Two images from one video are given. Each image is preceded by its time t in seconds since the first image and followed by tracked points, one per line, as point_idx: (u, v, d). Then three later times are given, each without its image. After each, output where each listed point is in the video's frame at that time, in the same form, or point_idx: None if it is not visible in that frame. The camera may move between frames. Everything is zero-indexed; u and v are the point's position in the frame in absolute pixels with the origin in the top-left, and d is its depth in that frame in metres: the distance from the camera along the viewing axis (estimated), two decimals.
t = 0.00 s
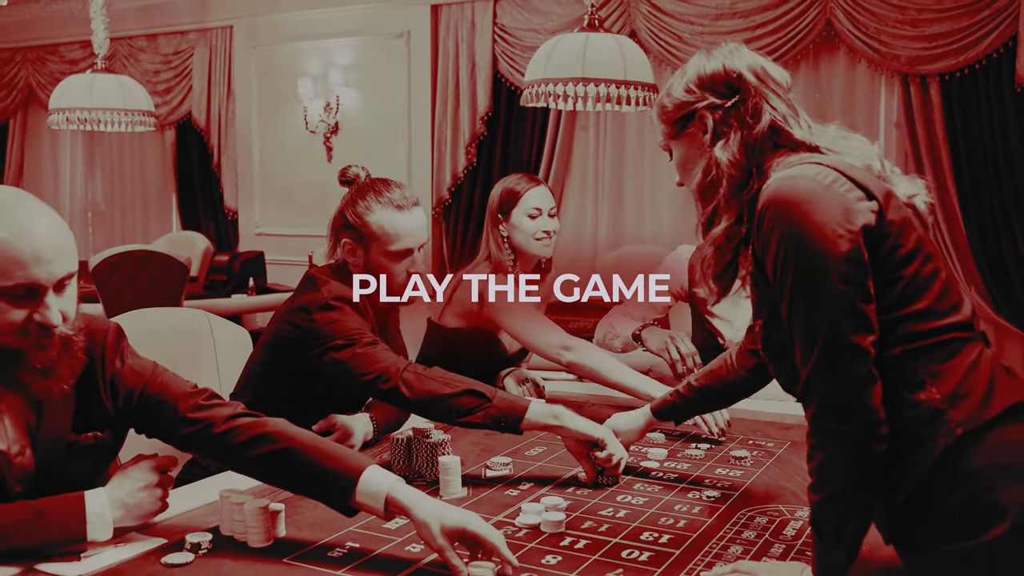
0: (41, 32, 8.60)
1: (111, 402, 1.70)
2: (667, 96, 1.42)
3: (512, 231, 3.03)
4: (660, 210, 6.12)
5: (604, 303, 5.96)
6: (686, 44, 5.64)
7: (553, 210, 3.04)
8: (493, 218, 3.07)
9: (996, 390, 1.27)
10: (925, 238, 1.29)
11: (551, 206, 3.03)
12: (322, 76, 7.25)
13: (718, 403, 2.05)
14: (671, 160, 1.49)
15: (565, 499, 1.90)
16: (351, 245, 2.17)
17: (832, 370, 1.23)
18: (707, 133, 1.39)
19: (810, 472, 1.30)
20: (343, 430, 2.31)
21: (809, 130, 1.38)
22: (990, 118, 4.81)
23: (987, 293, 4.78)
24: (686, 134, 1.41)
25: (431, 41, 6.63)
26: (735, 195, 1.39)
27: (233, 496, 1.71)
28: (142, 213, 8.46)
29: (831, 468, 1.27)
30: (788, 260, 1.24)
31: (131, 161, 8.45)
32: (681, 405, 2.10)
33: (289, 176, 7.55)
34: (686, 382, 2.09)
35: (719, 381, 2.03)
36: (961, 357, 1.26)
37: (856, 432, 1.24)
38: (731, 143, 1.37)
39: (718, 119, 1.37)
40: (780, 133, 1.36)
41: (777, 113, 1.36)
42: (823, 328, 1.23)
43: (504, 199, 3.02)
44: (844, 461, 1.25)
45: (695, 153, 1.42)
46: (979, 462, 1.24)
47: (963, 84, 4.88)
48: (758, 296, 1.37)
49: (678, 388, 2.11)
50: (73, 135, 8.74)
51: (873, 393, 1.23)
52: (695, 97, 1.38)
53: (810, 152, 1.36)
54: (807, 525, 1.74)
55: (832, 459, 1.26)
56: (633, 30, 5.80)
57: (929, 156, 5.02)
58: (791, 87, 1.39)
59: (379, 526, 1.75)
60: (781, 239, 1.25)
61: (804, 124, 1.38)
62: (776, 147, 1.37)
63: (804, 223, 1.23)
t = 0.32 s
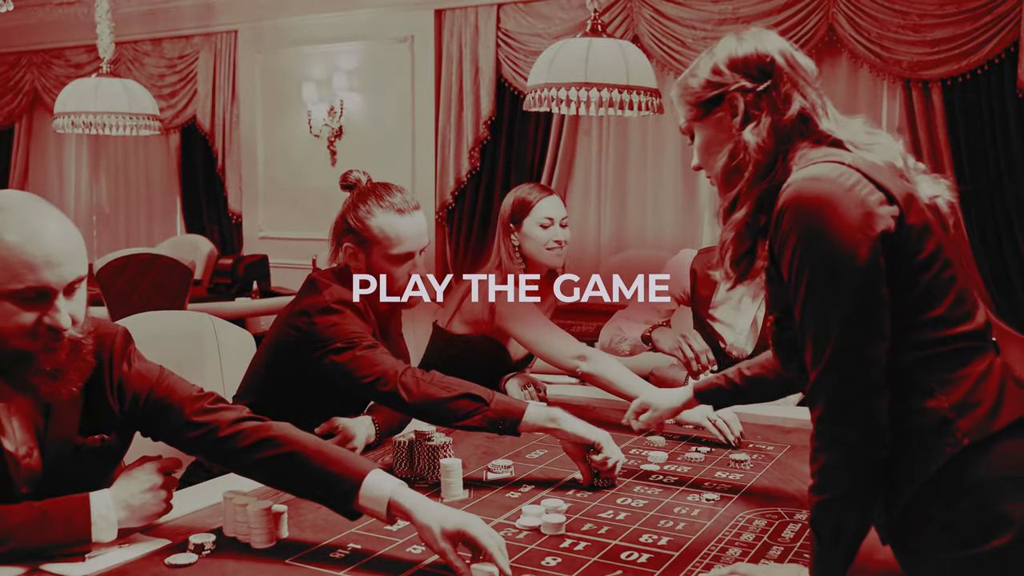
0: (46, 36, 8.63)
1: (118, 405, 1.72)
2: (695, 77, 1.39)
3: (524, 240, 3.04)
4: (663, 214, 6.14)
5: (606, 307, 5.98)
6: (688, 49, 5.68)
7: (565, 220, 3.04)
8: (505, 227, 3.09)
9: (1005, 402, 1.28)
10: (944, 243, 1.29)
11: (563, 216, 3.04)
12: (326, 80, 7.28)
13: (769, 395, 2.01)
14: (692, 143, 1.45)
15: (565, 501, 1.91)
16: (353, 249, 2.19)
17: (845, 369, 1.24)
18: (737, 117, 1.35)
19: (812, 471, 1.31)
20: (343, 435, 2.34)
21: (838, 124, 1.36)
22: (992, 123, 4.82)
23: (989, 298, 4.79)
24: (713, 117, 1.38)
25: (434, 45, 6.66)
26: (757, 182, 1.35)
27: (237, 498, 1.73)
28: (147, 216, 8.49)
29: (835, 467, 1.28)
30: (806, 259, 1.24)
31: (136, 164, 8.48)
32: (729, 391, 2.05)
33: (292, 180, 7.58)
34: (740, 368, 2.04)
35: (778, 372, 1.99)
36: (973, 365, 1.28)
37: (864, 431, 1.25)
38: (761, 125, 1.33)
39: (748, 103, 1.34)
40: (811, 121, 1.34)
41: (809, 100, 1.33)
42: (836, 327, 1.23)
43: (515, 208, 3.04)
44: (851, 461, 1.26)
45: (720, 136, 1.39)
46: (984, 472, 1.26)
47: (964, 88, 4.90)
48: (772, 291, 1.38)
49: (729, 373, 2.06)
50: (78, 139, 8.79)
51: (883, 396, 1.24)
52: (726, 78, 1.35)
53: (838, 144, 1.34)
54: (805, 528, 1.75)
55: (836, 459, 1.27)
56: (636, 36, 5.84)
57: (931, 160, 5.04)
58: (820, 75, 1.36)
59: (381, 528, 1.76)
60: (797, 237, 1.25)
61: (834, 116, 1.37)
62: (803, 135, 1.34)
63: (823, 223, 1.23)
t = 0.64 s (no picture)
0: (48, 37, 8.65)
1: (122, 405, 1.75)
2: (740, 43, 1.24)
3: (527, 245, 3.04)
4: (664, 216, 6.16)
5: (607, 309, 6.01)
6: (690, 52, 5.72)
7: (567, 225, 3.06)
8: (507, 232, 3.06)
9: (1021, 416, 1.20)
10: (977, 247, 1.19)
11: (566, 221, 3.05)
12: (328, 82, 7.31)
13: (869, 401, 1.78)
14: (732, 116, 1.28)
15: (564, 501, 1.93)
16: (355, 252, 2.23)
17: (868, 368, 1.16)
18: (788, 92, 1.20)
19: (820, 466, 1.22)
20: (348, 432, 2.34)
21: (888, 112, 1.24)
22: (992, 126, 4.84)
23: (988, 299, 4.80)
24: (760, 90, 1.21)
25: (436, 47, 6.67)
26: (800, 164, 1.22)
27: (238, 498, 1.74)
28: (149, 217, 8.52)
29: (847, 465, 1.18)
30: (833, 250, 1.16)
31: (138, 166, 8.52)
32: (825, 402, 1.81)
33: (294, 182, 7.60)
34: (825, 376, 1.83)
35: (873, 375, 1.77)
36: (990, 376, 1.20)
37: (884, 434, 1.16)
38: (814, 101, 1.20)
39: (800, 77, 1.19)
40: (859, 105, 1.22)
41: (859, 80, 1.21)
42: (861, 322, 1.15)
43: (519, 212, 3.03)
44: (866, 461, 1.17)
45: (767, 113, 1.22)
46: (995, 486, 1.18)
47: (964, 92, 4.91)
48: (796, 286, 1.27)
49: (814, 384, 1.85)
50: (81, 140, 8.82)
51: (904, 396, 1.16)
52: (778, 48, 1.20)
53: (889, 134, 1.22)
54: (802, 528, 1.77)
55: (851, 458, 1.18)
56: (638, 39, 5.88)
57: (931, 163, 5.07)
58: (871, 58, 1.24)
59: (381, 527, 1.78)
60: (822, 227, 1.17)
61: (883, 104, 1.24)
62: (850, 119, 1.22)
63: (854, 215, 1.14)
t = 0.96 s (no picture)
0: (51, 39, 8.67)
1: (123, 405, 1.76)
2: (800, 17, 1.21)
3: (523, 244, 3.05)
4: (665, 217, 6.18)
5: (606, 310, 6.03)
6: (690, 55, 5.75)
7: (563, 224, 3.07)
8: (504, 230, 3.08)
9: None
10: None
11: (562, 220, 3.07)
12: (330, 84, 7.32)
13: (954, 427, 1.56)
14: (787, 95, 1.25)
15: (562, 501, 1.94)
16: (356, 254, 2.25)
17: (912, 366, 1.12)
18: (851, 71, 1.18)
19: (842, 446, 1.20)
20: (348, 432, 2.35)
21: (958, 98, 1.20)
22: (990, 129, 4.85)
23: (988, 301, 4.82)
24: (821, 68, 1.19)
25: (438, 49, 6.69)
26: (858, 147, 1.21)
27: (238, 496, 1.75)
28: (151, 218, 8.54)
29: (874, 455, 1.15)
30: (882, 240, 1.13)
31: (140, 166, 8.54)
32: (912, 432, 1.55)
33: (295, 182, 7.62)
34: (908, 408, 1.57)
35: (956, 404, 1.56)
36: None
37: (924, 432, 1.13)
38: (880, 80, 1.17)
39: (864, 55, 1.17)
40: (925, 88, 1.18)
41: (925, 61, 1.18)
42: (906, 318, 1.11)
43: (515, 212, 3.06)
44: (895, 452, 1.14)
45: (827, 92, 1.20)
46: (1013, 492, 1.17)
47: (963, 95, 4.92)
48: (840, 271, 1.24)
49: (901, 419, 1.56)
50: (83, 142, 8.84)
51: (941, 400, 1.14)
52: (840, 25, 1.17)
53: (957, 123, 1.18)
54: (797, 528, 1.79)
55: (879, 451, 1.15)
56: (639, 41, 5.89)
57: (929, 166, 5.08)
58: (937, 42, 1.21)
59: (380, 526, 1.79)
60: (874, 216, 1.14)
61: (950, 89, 1.20)
62: (914, 103, 1.18)
63: (905, 208, 1.11)
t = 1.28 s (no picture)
0: (52, 40, 8.69)
1: (124, 403, 1.78)
2: (856, 8, 1.16)
3: (512, 239, 3.06)
4: (665, 220, 6.20)
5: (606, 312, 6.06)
6: (690, 57, 5.76)
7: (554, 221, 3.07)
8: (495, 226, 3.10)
9: None
10: None
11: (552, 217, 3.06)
12: (331, 85, 7.34)
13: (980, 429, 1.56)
14: (843, 89, 1.20)
15: (559, 500, 1.96)
16: (357, 254, 2.27)
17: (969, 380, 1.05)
18: (912, 64, 1.11)
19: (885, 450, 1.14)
20: (347, 430, 2.36)
21: None
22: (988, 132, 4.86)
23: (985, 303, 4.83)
24: (880, 61, 1.14)
25: (438, 52, 6.72)
26: (921, 144, 1.15)
27: (238, 494, 1.77)
28: (152, 219, 8.56)
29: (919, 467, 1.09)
30: (940, 242, 1.06)
31: (141, 167, 8.56)
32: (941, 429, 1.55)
33: (296, 183, 7.63)
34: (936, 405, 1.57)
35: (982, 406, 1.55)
36: None
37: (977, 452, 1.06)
38: (944, 74, 1.10)
39: (926, 48, 1.11)
40: (991, 82, 1.12)
41: (991, 53, 1.11)
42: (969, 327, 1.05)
43: (506, 207, 3.07)
44: (949, 470, 1.08)
45: (885, 87, 1.14)
46: None
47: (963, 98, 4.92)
48: (889, 267, 1.18)
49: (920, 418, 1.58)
50: (85, 142, 8.87)
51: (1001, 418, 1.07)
52: (899, 16, 1.12)
53: (1020, 119, 1.13)
54: (791, 527, 1.81)
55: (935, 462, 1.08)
56: (639, 44, 5.92)
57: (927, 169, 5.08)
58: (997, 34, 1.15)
59: (378, 525, 1.81)
60: (928, 217, 1.08)
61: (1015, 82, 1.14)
62: (979, 97, 1.12)
63: (970, 210, 1.05)
